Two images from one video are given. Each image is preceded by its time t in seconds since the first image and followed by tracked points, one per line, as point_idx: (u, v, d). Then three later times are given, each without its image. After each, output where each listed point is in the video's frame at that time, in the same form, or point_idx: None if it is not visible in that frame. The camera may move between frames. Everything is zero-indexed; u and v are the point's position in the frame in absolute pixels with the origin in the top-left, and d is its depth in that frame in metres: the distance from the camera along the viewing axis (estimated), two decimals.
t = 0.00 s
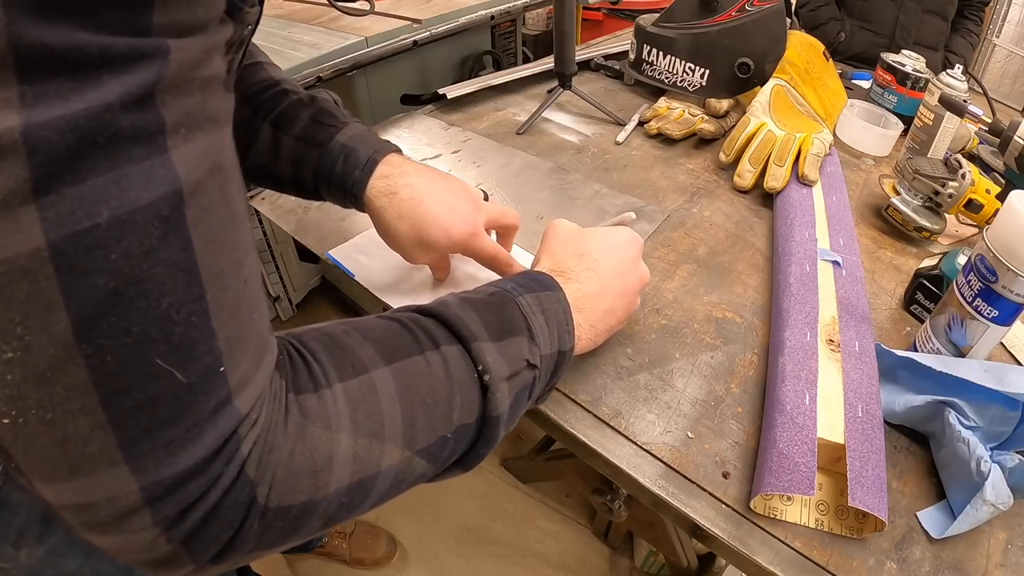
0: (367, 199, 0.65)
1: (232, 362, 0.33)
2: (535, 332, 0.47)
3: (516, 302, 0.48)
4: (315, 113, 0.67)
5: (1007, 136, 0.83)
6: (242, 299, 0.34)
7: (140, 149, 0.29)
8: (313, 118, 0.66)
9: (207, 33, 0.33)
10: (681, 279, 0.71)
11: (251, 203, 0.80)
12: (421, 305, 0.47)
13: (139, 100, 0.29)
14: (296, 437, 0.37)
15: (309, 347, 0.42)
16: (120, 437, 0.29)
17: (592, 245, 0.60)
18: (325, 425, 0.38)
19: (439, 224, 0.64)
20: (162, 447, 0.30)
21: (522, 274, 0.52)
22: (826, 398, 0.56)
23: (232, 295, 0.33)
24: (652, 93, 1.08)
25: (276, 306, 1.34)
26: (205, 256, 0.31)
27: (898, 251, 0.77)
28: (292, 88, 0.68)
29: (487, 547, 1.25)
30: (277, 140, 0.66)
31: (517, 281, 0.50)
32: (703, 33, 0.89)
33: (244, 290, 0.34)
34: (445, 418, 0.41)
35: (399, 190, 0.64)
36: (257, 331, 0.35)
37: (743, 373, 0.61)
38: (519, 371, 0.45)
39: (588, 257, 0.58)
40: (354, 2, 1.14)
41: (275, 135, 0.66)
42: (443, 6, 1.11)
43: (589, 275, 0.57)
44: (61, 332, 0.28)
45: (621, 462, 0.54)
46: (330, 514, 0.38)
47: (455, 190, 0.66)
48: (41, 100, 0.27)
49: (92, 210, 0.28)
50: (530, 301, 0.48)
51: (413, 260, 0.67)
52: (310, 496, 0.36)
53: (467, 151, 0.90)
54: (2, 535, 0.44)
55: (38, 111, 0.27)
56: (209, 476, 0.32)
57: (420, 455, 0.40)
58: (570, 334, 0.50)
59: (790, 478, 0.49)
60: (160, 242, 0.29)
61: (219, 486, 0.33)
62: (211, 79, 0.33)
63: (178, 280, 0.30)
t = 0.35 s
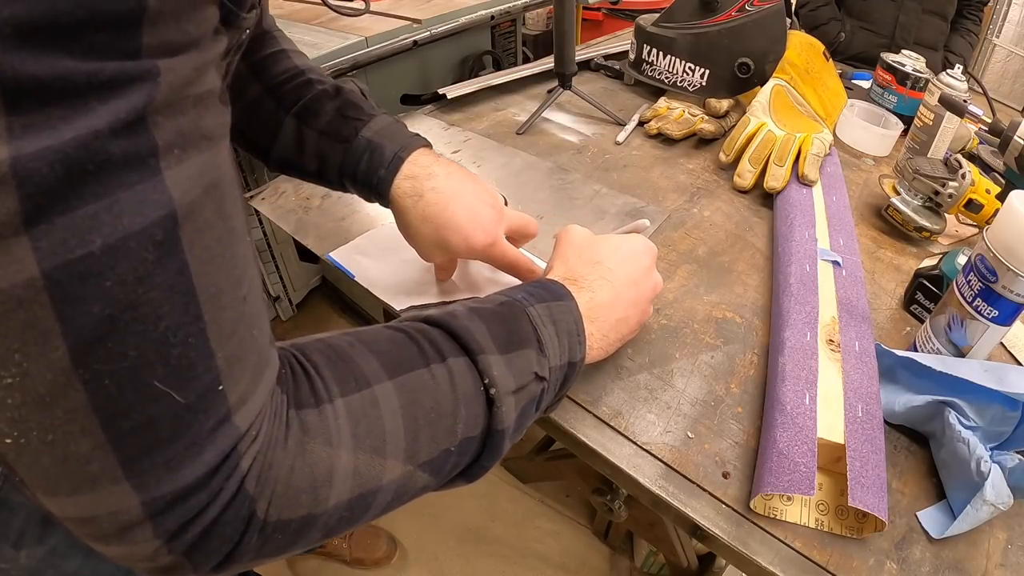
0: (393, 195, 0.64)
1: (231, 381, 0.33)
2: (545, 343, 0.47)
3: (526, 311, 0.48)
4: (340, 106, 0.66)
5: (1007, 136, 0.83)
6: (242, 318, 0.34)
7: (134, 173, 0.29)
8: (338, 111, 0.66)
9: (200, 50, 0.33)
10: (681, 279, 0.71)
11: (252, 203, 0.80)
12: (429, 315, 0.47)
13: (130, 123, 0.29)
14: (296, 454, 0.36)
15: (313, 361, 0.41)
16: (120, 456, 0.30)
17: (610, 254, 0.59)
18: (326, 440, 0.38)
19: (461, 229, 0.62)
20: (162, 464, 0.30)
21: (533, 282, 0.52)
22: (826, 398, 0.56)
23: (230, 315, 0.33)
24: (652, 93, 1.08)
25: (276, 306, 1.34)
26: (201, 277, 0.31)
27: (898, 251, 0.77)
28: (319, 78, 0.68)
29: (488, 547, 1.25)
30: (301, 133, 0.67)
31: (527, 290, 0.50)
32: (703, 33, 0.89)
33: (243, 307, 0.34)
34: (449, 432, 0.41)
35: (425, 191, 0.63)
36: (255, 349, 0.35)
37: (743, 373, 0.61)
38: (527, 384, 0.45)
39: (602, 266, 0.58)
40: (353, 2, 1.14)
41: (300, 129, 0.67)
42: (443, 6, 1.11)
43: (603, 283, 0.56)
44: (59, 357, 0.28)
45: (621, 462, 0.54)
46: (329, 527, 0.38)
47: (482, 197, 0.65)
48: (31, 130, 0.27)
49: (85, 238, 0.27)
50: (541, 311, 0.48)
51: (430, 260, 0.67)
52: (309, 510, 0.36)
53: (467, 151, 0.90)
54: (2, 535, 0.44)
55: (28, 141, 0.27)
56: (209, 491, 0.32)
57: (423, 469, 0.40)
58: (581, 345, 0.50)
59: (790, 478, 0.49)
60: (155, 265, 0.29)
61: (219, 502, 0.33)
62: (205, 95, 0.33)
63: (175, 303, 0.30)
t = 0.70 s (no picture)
0: (407, 192, 0.65)
1: (234, 396, 0.33)
2: (556, 356, 0.47)
3: (538, 323, 0.48)
4: (355, 104, 0.66)
5: (1007, 136, 0.83)
6: (245, 332, 0.34)
7: (135, 191, 0.29)
8: (351, 109, 0.66)
9: (203, 63, 0.32)
10: (681, 279, 0.71)
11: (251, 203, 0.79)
12: (438, 325, 0.47)
13: (132, 138, 0.28)
14: (298, 467, 0.36)
15: (319, 372, 0.41)
16: (124, 470, 0.30)
17: (626, 265, 0.59)
18: (329, 453, 0.37)
19: (473, 228, 0.64)
20: (165, 478, 0.31)
21: (546, 292, 0.52)
22: (826, 398, 0.56)
23: (234, 331, 0.33)
24: (652, 93, 1.08)
25: (276, 306, 1.34)
26: (204, 293, 0.31)
27: (898, 251, 0.77)
28: (329, 76, 0.68)
29: (487, 547, 1.25)
30: (314, 131, 0.66)
31: (540, 301, 0.50)
32: (703, 33, 0.89)
33: (246, 321, 0.34)
34: (455, 446, 0.41)
35: (440, 190, 0.65)
36: (257, 362, 0.34)
37: (743, 373, 0.61)
38: (536, 398, 0.45)
39: (618, 277, 0.58)
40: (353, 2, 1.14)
41: (312, 127, 0.66)
42: (443, 6, 1.11)
43: (617, 294, 0.56)
44: (62, 375, 0.28)
45: (621, 462, 0.54)
46: (331, 538, 0.38)
47: (495, 199, 0.67)
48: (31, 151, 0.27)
49: (86, 257, 0.27)
50: (554, 323, 0.49)
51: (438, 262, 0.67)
52: (311, 523, 0.37)
53: (467, 151, 0.90)
54: (3, 536, 0.44)
55: (27, 162, 0.26)
56: (212, 504, 0.32)
57: (427, 482, 0.40)
58: (593, 357, 0.50)
59: (790, 478, 0.49)
60: (157, 284, 0.29)
61: (222, 514, 0.33)
62: (208, 108, 0.33)
63: (178, 320, 0.30)
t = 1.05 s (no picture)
0: (408, 190, 0.65)
1: (234, 407, 0.33)
2: (567, 378, 0.47)
3: (550, 342, 0.48)
4: (355, 103, 0.66)
5: (1007, 136, 0.83)
6: (245, 341, 0.34)
7: (134, 203, 0.29)
8: (352, 109, 0.66)
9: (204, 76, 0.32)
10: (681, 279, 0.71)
11: (251, 203, 0.79)
12: (448, 340, 0.47)
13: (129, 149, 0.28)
14: (297, 480, 0.36)
15: (325, 388, 0.41)
16: (123, 478, 0.30)
17: (643, 284, 0.58)
18: (330, 469, 0.37)
19: (473, 229, 0.64)
20: (164, 486, 0.31)
21: (562, 311, 0.52)
22: (826, 398, 0.56)
23: (234, 341, 0.33)
24: (652, 93, 1.08)
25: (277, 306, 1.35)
26: (203, 303, 0.31)
27: (898, 251, 0.77)
28: (330, 75, 0.68)
29: (487, 547, 1.25)
30: (314, 130, 0.66)
31: (554, 320, 0.50)
32: (703, 33, 0.89)
33: (247, 331, 0.34)
34: (459, 464, 0.41)
35: (440, 190, 0.65)
36: (258, 371, 0.35)
37: (743, 373, 0.61)
38: (544, 419, 0.44)
39: (635, 298, 0.57)
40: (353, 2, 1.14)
41: (313, 127, 0.66)
42: (443, 6, 1.11)
43: (633, 316, 0.55)
44: (60, 387, 0.28)
45: (621, 462, 0.54)
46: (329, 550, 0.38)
47: (495, 199, 0.67)
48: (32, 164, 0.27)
49: (85, 269, 0.27)
50: (565, 343, 0.48)
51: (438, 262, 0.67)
52: (309, 536, 0.37)
53: (467, 151, 0.90)
54: (3, 537, 0.44)
55: (27, 176, 0.26)
56: (209, 511, 0.33)
57: (428, 499, 0.40)
58: (604, 379, 0.49)
59: (790, 478, 0.49)
60: (155, 297, 0.29)
61: (219, 523, 0.33)
62: (209, 118, 0.33)
63: (175, 332, 0.30)
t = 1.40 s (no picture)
0: (427, 182, 0.66)
1: (241, 416, 0.33)
2: (570, 391, 0.47)
3: (555, 353, 0.48)
4: (375, 97, 0.66)
5: (1007, 136, 0.83)
6: (253, 352, 0.33)
7: (140, 220, 0.28)
8: (372, 103, 0.66)
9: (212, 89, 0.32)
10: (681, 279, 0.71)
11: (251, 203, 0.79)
12: (454, 347, 0.47)
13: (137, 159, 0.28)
14: (305, 487, 0.36)
15: (331, 394, 0.41)
16: (131, 487, 0.30)
17: (652, 295, 0.59)
18: (336, 477, 0.37)
19: (488, 226, 0.65)
20: (171, 495, 0.30)
21: (567, 320, 0.52)
22: (826, 398, 0.56)
23: (240, 352, 0.33)
24: (652, 93, 1.08)
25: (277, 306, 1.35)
26: (210, 317, 0.31)
27: (898, 251, 0.77)
28: (347, 69, 0.68)
29: (487, 547, 1.25)
30: (333, 123, 0.67)
31: (559, 330, 0.50)
32: (703, 33, 0.89)
33: (254, 342, 0.34)
34: (464, 473, 0.41)
35: (460, 185, 0.66)
36: (266, 381, 0.34)
37: (743, 373, 0.61)
38: (547, 430, 0.45)
39: (641, 308, 0.57)
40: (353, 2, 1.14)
41: (332, 120, 0.66)
42: (443, 6, 1.11)
43: (640, 326, 0.55)
44: (69, 400, 0.28)
45: (621, 462, 0.54)
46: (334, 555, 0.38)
47: (511, 200, 0.68)
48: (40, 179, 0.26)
49: (92, 286, 0.27)
50: (570, 354, 0.49)
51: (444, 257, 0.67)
52: (315, 543, 0.37)
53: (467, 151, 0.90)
54: (5, 538, 0.44)
55: (36, 192, 0.26)
56: (217, 519, 0.32)
57: (432, 507, 0.40)
58: (606, 392, 0.50)
59: (790, 478, 0.49)
60: (162, 312, 0.29)
61: (226, 530, 0.33)
62: (216, 129, 0.32)
63: (182, 346, 0.30)
